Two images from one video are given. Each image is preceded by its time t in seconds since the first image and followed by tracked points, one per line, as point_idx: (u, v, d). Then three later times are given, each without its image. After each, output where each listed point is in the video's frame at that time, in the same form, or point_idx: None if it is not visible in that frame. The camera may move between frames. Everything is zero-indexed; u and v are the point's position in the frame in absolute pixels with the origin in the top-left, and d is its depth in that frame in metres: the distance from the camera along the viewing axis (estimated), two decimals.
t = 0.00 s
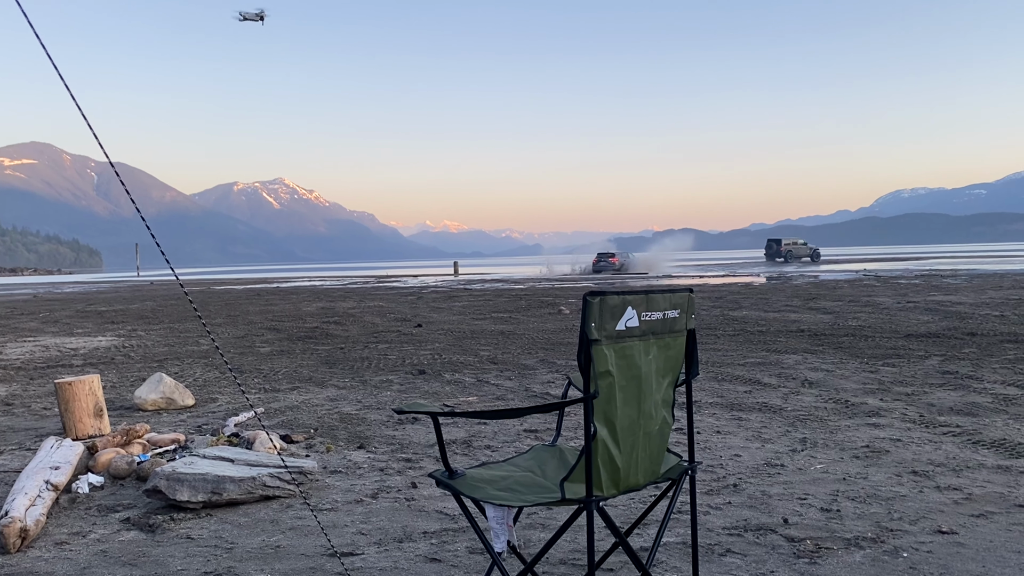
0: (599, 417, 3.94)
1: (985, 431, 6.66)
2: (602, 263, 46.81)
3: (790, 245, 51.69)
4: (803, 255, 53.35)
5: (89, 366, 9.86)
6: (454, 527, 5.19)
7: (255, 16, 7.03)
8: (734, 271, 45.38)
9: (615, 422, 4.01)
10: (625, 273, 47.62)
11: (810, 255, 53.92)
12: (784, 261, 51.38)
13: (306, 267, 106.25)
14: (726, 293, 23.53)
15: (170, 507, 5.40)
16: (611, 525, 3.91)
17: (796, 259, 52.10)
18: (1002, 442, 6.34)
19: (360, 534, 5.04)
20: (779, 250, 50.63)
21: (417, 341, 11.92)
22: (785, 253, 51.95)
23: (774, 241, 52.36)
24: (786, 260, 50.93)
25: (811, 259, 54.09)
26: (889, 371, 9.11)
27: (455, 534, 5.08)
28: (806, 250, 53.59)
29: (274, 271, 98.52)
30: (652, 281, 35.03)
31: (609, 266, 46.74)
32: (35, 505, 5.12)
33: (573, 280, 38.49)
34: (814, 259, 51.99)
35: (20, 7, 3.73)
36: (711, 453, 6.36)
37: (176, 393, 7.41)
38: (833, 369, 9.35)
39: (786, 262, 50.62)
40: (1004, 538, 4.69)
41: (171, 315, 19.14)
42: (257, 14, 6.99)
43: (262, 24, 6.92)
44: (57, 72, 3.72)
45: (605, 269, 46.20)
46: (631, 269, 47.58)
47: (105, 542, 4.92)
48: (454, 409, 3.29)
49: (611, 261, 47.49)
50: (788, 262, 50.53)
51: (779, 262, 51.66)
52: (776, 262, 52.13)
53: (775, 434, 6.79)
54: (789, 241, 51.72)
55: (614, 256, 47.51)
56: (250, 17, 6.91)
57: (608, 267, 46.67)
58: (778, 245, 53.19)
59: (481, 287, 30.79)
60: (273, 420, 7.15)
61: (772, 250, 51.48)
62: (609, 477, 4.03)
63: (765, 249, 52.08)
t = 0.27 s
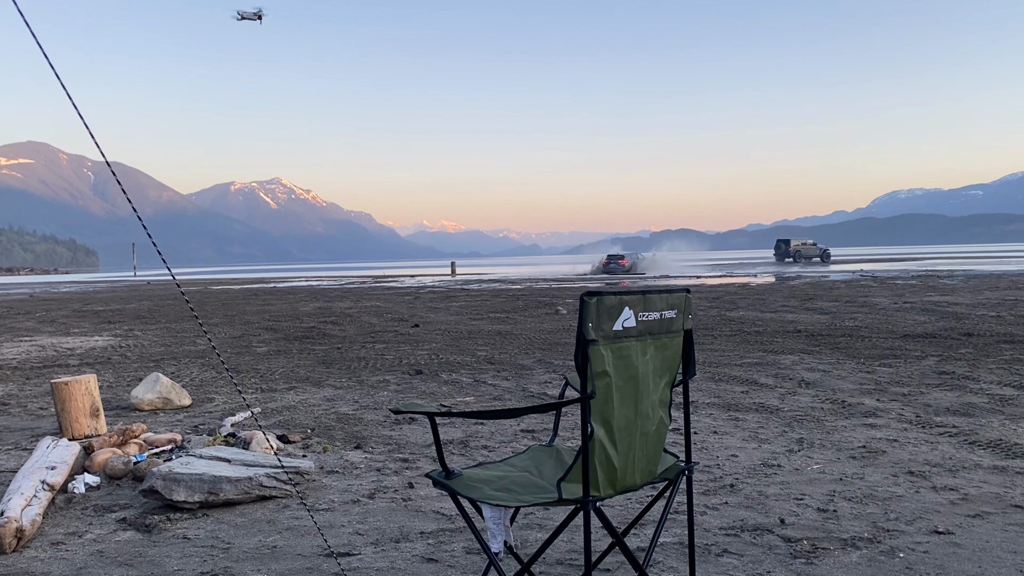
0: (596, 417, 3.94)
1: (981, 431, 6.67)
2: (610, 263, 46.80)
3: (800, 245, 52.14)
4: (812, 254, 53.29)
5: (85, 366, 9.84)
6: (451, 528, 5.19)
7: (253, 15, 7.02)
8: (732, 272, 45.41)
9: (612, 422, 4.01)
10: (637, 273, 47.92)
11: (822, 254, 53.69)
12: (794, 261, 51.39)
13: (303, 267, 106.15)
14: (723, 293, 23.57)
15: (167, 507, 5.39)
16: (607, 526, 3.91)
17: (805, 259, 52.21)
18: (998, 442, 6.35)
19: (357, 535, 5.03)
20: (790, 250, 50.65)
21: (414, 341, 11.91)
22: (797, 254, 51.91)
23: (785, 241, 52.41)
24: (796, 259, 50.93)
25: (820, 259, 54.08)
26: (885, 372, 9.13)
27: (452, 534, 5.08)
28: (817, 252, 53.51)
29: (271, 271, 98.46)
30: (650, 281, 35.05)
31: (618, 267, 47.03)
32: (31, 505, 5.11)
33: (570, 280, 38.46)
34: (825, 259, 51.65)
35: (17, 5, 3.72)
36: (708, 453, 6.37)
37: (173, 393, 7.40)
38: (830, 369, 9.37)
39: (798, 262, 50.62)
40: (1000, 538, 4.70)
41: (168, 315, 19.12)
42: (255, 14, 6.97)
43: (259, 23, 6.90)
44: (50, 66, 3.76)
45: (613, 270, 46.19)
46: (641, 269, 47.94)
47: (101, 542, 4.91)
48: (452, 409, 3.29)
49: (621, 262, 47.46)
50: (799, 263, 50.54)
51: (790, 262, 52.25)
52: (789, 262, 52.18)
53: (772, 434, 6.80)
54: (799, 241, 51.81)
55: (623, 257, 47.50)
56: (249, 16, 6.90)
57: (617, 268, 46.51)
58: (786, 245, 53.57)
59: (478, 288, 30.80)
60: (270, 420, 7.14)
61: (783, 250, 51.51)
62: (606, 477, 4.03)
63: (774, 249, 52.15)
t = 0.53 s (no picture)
0: (593, 417, 3.94)
1: (978, 431, 6.68)
2: (619, 263, 46.99)
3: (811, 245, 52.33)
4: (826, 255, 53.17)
5: (83, 366, 9.83)
6: (449, 527, 5.19)
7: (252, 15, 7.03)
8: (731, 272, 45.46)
9: (610, 422, 4.01)
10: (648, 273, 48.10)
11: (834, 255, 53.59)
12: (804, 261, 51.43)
13: (301, 267, 106.11)
14: (720, 293, 23.63)
15: (165, 507, 5.39)
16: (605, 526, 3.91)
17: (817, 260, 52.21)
18: (995, 442, 6.36)
19: (355, 534, 5.03)
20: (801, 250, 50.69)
21: (412, 341, 11.91)
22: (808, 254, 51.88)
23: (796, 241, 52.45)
24: (807, 259, 50.97)
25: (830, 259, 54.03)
26: (883, 372, 9.14)
27: (449, 534, 5.08)
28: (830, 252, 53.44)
29: (269, 271, 98.42)
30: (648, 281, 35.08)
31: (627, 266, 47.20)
32: (29, 505, 5.11)
33: (568, 280, 38.47)
34: (837, 259, 51.73)
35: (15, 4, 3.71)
36: (705, 454, 6.37)
37: (171, 393, 7.39)
38: (828, 369, 9.39)
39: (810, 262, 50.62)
40: (997, 538, 4.71)
41: (166, 314, 19.11)
42: (254, 14, 6.98)
43: (258, 23, 6.91)
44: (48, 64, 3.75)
45: (621, 271, 46.34)
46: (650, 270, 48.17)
47: (99, 542, 4.91)
48: (450, 408, 3.29)
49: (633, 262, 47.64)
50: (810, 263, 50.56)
51: (801, 262, 52.37)
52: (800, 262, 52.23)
53: (770, 434, 6.81)
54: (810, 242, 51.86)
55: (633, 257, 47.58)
56: (248, 16, 6.91)
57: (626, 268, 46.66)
58: (797, 245, 53.54)
59: (477, 288, 30.81)
60: (268, 420, 7.14)
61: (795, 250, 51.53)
62: (604, 477, 4.03)
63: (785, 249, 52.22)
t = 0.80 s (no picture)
0: (591, 418, 3.94)
1: (976, 431, 6.69)
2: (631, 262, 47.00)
3: (824, 245, 52.25)
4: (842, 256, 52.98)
5: (80, 366, 9.82)
6: (447, 528, 5.19)
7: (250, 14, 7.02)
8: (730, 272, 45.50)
9: (608, 422, 4.01)
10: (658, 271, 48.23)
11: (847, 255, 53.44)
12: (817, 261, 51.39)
13: (300, 267, 106.07)
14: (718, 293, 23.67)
15: (162, 507, 5.38)
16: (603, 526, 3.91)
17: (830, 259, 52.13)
18: (992, 442, 6.37)
19: (353, 534, 5.03)
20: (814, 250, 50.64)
21: (410, 341, 11.91)
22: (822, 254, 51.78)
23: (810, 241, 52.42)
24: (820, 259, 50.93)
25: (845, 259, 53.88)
26: (880, 372, 9.14)
27: (447, 534, 5.07)
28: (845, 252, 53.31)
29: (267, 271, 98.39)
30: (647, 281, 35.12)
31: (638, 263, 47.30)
32: (26, 505, 5.10)
33: (567, 279, 38.47)
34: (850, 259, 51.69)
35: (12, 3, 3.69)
36: (703, 454, 6.37)
37: (168, 393, 7.39)
38: (825, 369, 9.40)
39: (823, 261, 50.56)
40: (995, 538, 4.71)
41: (164, 314, 19.10)
42: (252, 14, 6.97)
43: (256, 23, 6.90)
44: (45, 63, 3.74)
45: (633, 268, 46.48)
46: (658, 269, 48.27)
47: (96, 543, 4.90)
48: (448, 408, 3.29)
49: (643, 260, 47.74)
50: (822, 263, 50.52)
51: (813, 262, 52.32)
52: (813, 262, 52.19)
53: (768, 434, 6.81)
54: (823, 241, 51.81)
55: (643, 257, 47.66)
56: (246, 16, 6.91)
57: (634, 267, 46.60)
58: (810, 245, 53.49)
59: (475, 288, 30.83)
60: (266, 420, 7.13)
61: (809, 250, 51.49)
62: (602, 477, 4.03)
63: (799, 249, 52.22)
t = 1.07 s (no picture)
0: (589, 417, 3.94)
1: (973, 431, 6.69)
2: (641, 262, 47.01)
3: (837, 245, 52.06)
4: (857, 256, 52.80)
5: (77, 367, 9.80)
6: (445, 528, 5.19)
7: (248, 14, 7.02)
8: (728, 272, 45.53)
9: (605, 422, 4.01)
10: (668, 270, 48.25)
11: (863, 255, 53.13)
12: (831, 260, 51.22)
13: (297, 267, 105.99)
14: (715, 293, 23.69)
15: (160, 507, 5.37)
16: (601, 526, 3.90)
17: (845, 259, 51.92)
18: (989, 442, 6.38)
19: (350, 534, 5.02)
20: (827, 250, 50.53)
21: (408, 341, 11.90)
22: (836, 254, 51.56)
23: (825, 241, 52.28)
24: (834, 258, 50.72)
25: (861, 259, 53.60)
26: (878, 372, 9.15)
27: (445, 534, 5.07)
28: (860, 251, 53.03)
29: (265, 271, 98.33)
30: (645, 280, 35.14)
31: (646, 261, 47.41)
32: (24, 505, 5.09)
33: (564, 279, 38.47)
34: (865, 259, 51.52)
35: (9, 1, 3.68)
36: (701, 454, 6.38)
37: (166, 393, 7.38)
38: (823, 368, 9.41)
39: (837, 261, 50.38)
40: (992, 537, 4.72)
41: (161, 315, 19.08)
42: (250, 13, 6.97)
43: (253, 22, 6.90)
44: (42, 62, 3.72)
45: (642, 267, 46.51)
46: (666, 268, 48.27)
47: (94, 543, 4.90)
48: (445, 408, 3.29)
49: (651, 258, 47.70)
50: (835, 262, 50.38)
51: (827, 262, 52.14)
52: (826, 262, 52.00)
53: (766, 434, 6.81)
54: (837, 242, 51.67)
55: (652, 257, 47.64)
56: (243, 15, 6.90)
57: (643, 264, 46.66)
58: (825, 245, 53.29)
59: (472, 288, 30.84)
60: (264, 420, 7.13)
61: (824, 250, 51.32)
62: (599, 477, 4.03)
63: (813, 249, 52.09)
